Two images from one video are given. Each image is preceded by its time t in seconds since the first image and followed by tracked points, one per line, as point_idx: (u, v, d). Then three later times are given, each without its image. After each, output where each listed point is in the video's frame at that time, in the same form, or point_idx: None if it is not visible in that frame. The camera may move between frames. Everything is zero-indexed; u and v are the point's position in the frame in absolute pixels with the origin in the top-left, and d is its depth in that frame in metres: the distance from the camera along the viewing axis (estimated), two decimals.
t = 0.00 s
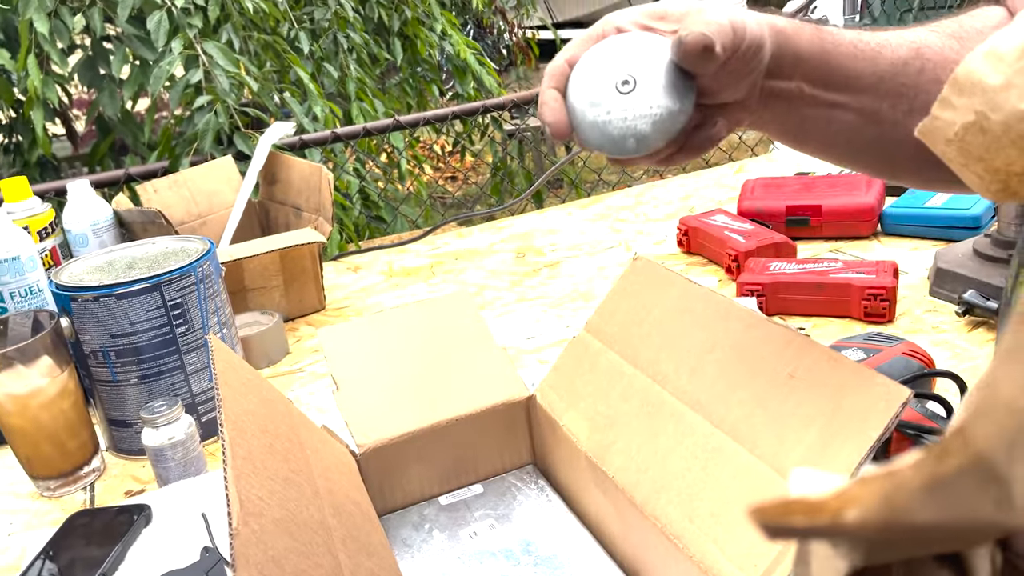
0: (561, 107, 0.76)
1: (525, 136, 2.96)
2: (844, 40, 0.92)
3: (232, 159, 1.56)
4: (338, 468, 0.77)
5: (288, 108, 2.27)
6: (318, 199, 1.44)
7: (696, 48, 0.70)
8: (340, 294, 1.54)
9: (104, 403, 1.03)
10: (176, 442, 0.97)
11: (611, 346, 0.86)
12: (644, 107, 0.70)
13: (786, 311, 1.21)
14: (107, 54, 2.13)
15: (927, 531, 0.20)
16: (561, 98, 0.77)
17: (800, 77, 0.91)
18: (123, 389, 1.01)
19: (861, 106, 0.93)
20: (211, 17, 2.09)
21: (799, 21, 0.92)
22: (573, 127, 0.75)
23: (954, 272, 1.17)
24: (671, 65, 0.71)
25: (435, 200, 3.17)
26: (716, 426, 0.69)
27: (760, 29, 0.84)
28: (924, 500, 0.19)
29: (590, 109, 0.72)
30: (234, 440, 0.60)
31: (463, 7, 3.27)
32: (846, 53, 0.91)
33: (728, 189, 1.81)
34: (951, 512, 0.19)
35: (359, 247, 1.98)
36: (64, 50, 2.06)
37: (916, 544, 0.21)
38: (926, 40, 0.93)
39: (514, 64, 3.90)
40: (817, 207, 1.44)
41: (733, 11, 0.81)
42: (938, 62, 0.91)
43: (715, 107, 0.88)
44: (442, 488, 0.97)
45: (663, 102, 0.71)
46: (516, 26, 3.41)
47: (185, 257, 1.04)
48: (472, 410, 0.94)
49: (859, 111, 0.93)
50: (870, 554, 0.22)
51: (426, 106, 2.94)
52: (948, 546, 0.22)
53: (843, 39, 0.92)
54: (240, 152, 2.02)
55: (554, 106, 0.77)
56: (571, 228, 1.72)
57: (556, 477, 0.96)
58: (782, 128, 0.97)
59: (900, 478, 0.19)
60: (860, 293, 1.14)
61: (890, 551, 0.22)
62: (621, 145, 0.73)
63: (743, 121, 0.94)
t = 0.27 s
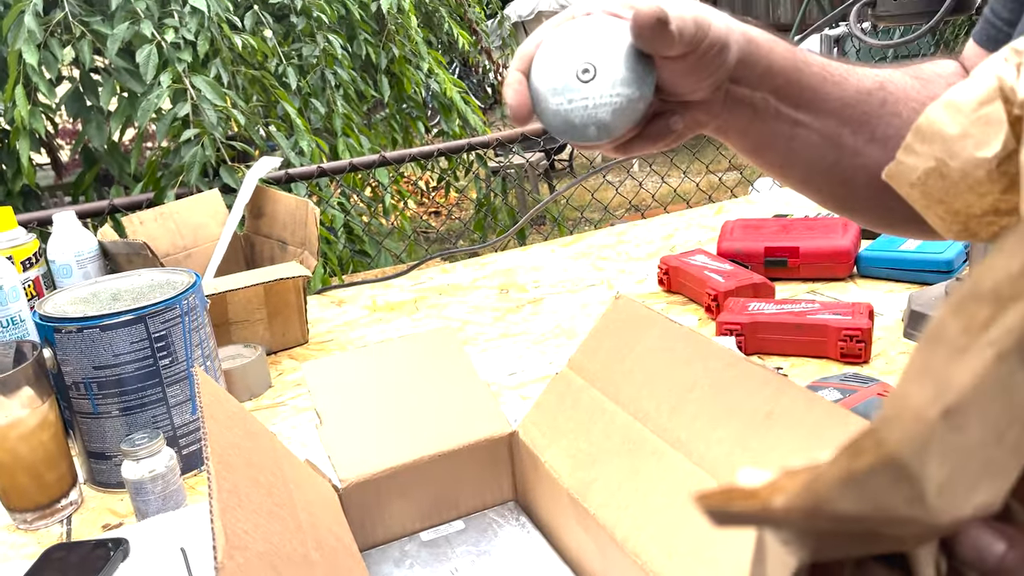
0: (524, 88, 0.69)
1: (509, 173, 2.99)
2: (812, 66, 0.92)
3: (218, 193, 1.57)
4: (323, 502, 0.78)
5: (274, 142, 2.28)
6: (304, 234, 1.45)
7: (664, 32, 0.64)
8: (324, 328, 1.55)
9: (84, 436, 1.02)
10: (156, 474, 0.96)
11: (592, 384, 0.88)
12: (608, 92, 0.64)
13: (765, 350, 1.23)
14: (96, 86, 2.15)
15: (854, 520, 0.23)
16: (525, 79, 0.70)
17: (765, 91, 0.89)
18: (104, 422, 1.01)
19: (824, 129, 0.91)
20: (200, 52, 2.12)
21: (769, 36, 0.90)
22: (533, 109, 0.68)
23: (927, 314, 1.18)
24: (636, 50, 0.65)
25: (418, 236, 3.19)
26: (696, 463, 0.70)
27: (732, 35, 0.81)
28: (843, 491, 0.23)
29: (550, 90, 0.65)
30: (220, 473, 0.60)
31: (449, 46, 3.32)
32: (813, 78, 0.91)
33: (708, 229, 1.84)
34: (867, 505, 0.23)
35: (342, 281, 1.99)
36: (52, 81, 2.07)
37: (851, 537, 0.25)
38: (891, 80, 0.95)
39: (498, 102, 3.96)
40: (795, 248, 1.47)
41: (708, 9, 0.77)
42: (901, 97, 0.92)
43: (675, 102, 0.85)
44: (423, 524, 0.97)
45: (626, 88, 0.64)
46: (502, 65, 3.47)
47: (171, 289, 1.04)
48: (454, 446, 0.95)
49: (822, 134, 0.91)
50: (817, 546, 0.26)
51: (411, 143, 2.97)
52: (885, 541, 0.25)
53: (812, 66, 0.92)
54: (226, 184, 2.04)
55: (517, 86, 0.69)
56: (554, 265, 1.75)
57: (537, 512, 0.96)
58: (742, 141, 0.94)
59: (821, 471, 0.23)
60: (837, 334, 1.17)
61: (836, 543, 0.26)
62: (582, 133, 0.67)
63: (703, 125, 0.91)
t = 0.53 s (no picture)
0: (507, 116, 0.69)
1: (495, 206, 3.02)
2: (786, 103, 0.93)
3: (204, 223, 1.58)
4: (305, 536, 0.77)
5: (261, 172, 2.29)
6: (290, 265, 1.45)
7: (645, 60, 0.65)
8: (308, 358, 1.54)
9: (63, 464, 1.02)
10: (135, 505, 0.95)
11: (576, 418, 0.88)
12: (591, 118, 0.64)
13: (747, 387, 1.24)
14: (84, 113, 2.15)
15: (832, 526, 0.25)
16: (508, 107, 0.70)
17: (741, 123, 0.89)
18: (83, 451, 1.00)
19: (795, 163, 0.93)
20: (190, 82, 2.13)
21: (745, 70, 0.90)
22: (516, 135, 0.68)
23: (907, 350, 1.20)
24: (617, 79, 0.65)
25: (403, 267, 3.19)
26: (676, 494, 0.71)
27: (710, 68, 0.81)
28: (823, 497, 0.24)
29: (534, 116, 0.65)
30: (202, 503, 0.60)
31: (437, 81, 3.37)
32: (786, 114, 0.92)
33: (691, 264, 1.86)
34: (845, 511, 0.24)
35: (326, 311, 1.99)
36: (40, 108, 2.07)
37: (831, 543, 0.27)
38: (860, 120, 0.97)
39: (484, 137, 4.00)
40: (777, 286, 1.49)
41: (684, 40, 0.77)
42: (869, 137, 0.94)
43: (654, 130, 0.83)
44: (405, 557, 0.96)
45: (609, 114, 0.65)
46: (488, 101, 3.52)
47: (156, 317, 1.04)
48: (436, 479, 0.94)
49: (793, 168, 0.93)
50: (796, 555, 0.27)
51: (398, 175, 2.99)
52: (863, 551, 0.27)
53: (785, 103, 0.93)
54: (212, 214, 2.04)
55: (500, 113, 0.70)
56: (538, 298, 1.76)
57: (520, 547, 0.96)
58: (716, 171, 0.95)
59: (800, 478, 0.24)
60: (817, 371, 1.18)
61: (815, 551, 0.27)
62: (565, 160, 0.67)
63: (679, 153, 0.90)
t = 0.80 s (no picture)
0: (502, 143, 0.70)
1: (484, 233, 3.03)
2: (774, 137, 0.94)
3: (192, 246, 1.57)
4: (288, 563, 0.76)
5: (251, 196, 2.29)
6: (279, 289, 1.45)
7: (639, 91, 0.67)
8: (294, 383, 1.54)
9: (43, 489, 1.00)
10: (116, 531, 0.94)
11: (563, 446, 0.88)
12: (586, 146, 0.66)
13: (733, 416, 1.24)
14: (74, 135, 2.15)
15: (806, 525, 0.26)
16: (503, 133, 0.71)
17: (730, 155, 0.91)
18: (65, 475, 0.99)
19: (782, 196, 0.94)
20: (181, 105, 2.14)
21: (734, 104, 0.92)
22: (510, 162, 0.69)
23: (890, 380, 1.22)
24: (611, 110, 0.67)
25: (391, 293, 3.20)
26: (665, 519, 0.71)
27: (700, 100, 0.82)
28: (798, 496, 0.25)
29: (529, 142, 0.66)
30: (186, 529, 0.60)
31: (428, 108, 3.39)
32: (774, 148, 0.94)
33: (678, 293, 1.88)
34: (820, 510, 0.25)
35: (313, 336, 1.98)
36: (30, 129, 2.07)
37: (805, 542, 0.28)
38: (846, 156, 0.99)
39: (473, 164, 4.03)
40: (764, 316, 1.51)
41: (676, 72, 0.79)
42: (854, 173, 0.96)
43: (645, 159, 0.84)
44: None
45: (602, 143, 0.66)
46: (478, 129, 3.55)
47: (143, 341, 1.04)
48: (422, 507, 0.94)
49: (780, 202, 0.94)
50: (778, 555, 0.29)
51: (387, 201, 3.00)
52: (836, 553, 0.28)
53: (773, 137, 0.94)
54: (200, 237, 2.04)
55: (496, 140, 0.70)
56: (526, 325, 1.76)
57: None
58: (704, 202, 0.96)
59: (777, 477, 0.26)
60: (803, 402, 1.19)
61: (797, 550, 0.29)
62: (559, 187, 0.68)
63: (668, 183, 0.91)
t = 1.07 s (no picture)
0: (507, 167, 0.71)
1: (475, 254, 3.04)
2: (769, 162, 0.94)
3: (184, 266, 1.57)
4: None
5: (243, 216, 2.29)
6: (269, 309, 1.45)
7: (639, 115, 0.66)
8: (283, 404, 1.53)
9: (29, 509, 0.99)
10: (101, 552, 0.92)
11: (554, 470, 0.88)
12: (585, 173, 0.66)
13: (722, 440, 1.25)
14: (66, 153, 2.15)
15: (783, 537, 0.27)
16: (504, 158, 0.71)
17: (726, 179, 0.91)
18: (51, 495, 0.98)
19: (776, 222, 0.95)
20: (175, 124, 2.15)
21: (730, 128, 0.92)
22: (510, 182, 0.70)
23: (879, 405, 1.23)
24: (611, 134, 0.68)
25: (382, 313, 3.19)
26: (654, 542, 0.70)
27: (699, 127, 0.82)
28: (773, 507, 0.26)
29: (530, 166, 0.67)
30: (174, 551, 0.60)
31: (421, 130, 3.41)
32: (769, 173, 0.94)
33: (669, 316, 1.89)
34: (795, 521, 0.26)
35: (304, 356, 1.98)
36: (22, 147, 2.07)
37: (787, 557, 0.28)
38: (838, 184, 1.00)
39: (466, 186, 4.04)
40: (754, 341, 1.51)
41: (673, 97, 0.78)
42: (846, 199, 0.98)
43: (643, 183, 0.83)
44: None
45: (600, 167, 0.67)
46: (471, 151, 3.57)
47: (132, 360, 1.03)
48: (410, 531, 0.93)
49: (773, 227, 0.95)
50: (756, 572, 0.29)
51: (379, 221, 3.01)
52: (816, 569, 0.28)
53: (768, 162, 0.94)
54: (191, 256, 2.04)
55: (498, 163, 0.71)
56: (517, 347, 1.77)
57: None
58: (699, 226, 0.96)
59: (752, 487, 0.26)
60: (793, 427, 1.19)
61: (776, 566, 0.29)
62: (558, 209, 0.69)
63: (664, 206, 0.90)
